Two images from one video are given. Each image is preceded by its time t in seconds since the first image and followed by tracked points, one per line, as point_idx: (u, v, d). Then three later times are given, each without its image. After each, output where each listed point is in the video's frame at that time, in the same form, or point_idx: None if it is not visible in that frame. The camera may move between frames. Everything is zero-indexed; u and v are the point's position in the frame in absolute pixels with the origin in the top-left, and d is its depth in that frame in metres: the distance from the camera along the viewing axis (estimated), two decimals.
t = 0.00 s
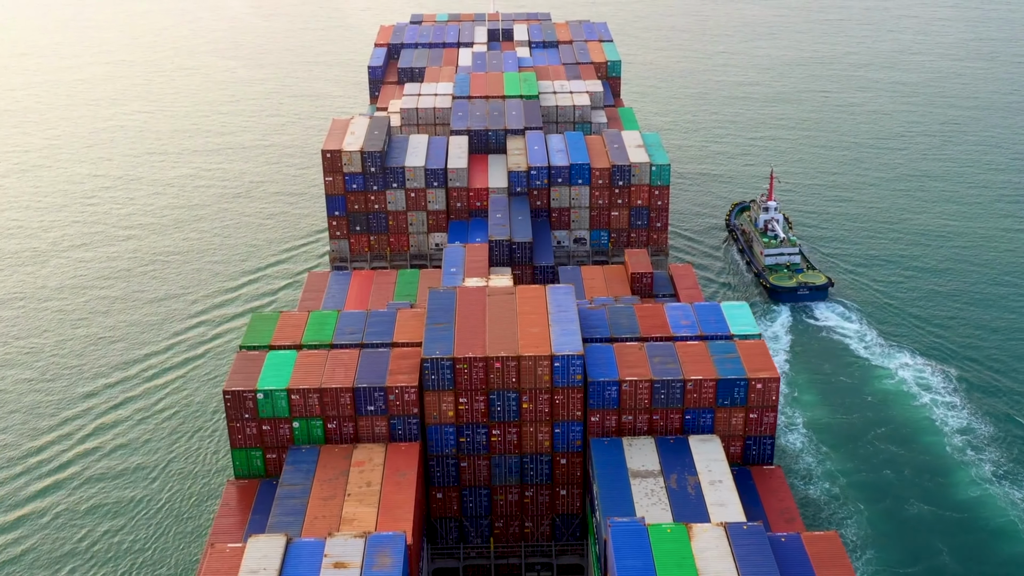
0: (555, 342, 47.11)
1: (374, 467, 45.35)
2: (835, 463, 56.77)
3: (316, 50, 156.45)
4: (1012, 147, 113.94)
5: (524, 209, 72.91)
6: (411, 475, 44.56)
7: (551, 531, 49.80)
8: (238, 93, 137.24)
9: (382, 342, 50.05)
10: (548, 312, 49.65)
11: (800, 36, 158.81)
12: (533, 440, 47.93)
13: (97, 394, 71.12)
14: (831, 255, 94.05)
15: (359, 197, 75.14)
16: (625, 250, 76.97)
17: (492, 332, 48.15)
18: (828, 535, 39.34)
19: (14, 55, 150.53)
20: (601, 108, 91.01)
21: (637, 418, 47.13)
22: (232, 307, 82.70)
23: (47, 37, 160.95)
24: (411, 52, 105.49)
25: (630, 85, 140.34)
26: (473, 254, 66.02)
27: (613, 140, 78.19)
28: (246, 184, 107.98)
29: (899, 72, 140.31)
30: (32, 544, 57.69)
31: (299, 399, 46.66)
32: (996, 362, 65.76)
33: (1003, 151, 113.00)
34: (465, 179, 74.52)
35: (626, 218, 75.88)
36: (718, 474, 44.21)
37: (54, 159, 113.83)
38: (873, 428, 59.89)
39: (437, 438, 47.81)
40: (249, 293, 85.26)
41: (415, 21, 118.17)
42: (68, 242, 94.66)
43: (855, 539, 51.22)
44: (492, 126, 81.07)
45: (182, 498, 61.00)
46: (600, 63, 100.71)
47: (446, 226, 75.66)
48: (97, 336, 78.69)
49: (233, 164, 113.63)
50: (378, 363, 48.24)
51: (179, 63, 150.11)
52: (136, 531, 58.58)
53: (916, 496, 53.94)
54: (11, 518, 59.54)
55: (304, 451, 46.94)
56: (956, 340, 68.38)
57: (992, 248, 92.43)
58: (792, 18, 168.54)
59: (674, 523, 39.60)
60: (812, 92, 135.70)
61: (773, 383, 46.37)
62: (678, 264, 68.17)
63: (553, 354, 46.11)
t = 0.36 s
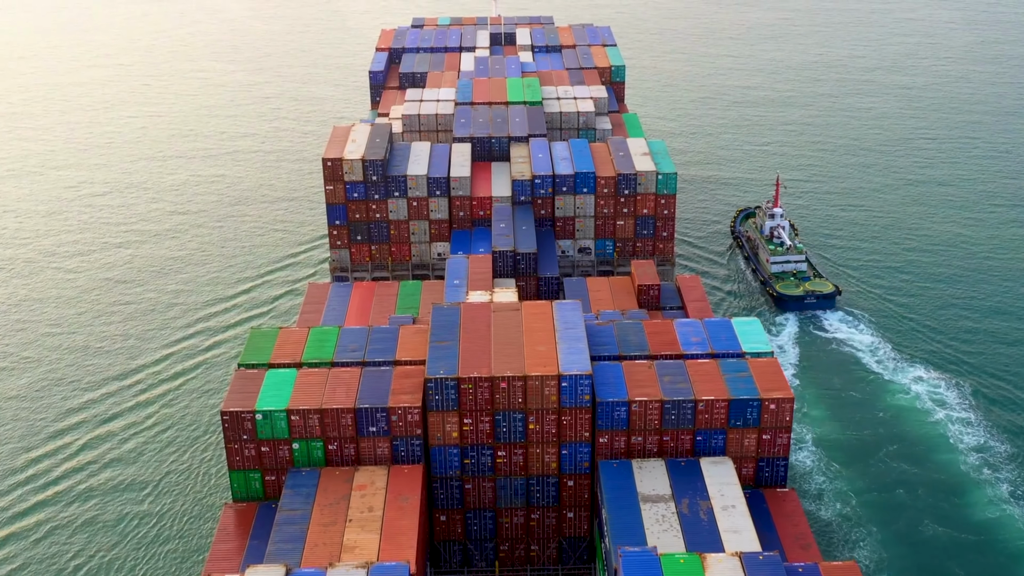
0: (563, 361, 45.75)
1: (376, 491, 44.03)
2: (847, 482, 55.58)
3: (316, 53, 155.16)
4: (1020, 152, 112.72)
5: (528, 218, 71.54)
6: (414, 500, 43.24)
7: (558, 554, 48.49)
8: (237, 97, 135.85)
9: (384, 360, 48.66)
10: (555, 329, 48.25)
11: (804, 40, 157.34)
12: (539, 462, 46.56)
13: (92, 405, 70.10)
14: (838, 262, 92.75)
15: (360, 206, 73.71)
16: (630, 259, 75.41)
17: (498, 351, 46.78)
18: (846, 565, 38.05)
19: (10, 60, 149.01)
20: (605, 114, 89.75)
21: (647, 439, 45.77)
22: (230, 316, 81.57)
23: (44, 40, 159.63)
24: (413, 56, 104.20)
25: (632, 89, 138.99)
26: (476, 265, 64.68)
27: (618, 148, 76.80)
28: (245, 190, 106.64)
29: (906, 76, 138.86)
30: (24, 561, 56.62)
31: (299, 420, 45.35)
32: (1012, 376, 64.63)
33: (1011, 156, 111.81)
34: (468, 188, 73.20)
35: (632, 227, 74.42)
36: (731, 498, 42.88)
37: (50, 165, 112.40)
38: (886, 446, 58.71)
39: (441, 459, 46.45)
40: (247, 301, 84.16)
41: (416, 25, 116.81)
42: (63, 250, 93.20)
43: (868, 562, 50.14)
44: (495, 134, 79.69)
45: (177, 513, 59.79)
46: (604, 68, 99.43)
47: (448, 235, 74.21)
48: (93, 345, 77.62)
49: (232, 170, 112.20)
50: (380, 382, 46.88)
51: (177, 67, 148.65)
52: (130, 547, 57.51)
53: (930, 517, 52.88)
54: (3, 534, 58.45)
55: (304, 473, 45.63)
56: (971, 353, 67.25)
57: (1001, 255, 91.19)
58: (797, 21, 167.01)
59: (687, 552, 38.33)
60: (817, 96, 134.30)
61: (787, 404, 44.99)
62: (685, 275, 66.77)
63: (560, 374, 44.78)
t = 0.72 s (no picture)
0: (572, 384, 44.18)
1: (379, 520, 42.52)
2: (861, 506, 54.43)
3: (316, 57, 153.58)
4: None
5: (533, 230, 69.99)
6: (419, 529, 41.76)
7: None
8: (236, 102, 134.27)
9: (388, 382, 47.06)
10: (565, 350, 46.69)
11: (810, 43, 155.79)
12: (548, 487, 45.09)
13: (87, 418, 68.84)
14: (847, 271, 91.32)
15: (362, 217, 72.09)
16: (637, 271, 73.79)
17: (505, 373, 45.24)
18: None
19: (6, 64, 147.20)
20: (611, 121, 88.26)
21: (659, 465, 44.28)
22: (228, 325, 80.31)
23: (41, 43, 158.12)
24: (415, 62, 102.77)
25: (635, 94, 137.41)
26: (481, 279, 63.16)
27: (625, 157, 75.31)
28: (244, 197, 105.06)
29: (913, 81, 137.29)
30: None
31: (300, 446, 43.82)
32: None
33: (1020, 162, 110.44)
34: (472, 199, 71.67)
35: (639, 238, 72.78)
36: (748, 528, 41.42)
37: (46, 172, 110.72)
38: (901, 467, 57.59)
39: (446, 485, 45.04)
40: (246, 310, 82.84)
41: (418, 30, 115.42)
42: (59, 259, 91.54)
43: None
44: (499, 142, 78.20)
45: (174, 532, 58.52)
46: (609, 74, 97.98)
47: (452, 247, 72.62)
48: (90, 356, 76.37)
49: (231, 176, 110.60)
50: (384, 405, 45.31)
51: (175, 71, 146.98)
52: (124, 567, 56.26)
53: (948, 542, 51.87)
54: None
55: (305, 500, 44.13)
56: (989, 369, 66.14)
57: (1013, 264, 89.86)
58: (802, 25, 165.36)
59: None
60: (823, 101, 132.90)
61: (805, 429, 43.50)
62: (694, 289, 65.22)
63: (570, 398, 43.26)
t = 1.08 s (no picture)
0: (583, 409, 42.67)
1: (383, 550, 41.07)
2: (876, 529, 53.02)
3: (315, 61, 152.15)
4: None
5: (539, 242, 68.59)
6: (425, 560, 40.32)
7: None
8: (235, 107, 132.83)
9: (392, 405, 45.56)
10: (574, 372, 45.19)
11: (814, 47, 154.35)
12: (557, 515, 43.63)
13: (81, 432, 67.48)
14: (856, 280, 89.87)
15: (363, 228, 70.61)
16: (644, 283, 72.32)
17: (514, 396, 43.77)
18: None
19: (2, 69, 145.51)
20: (617, 129, 86.93)
21: (672, 492, 42.83)
22: (226, 335, 78.94)
23: (38, 48, 156.64)
24: (417, 68, 101.42)
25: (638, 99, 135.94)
26: (486, 293, 61.73)
27: (633, 167, 73.89)
28: (243, 204, 103.60)
29: (919, 85, 135.93)
30: None
31: (301, 472, 42.34)
32: None
33: None
34: (476, 210, 70.19)
35: (646, 250, 71.29)
36: (765, 558, 40.04)
37: (41, 179, 109.09)
38: (917, 489, 56.19)
39: (452, 512, 43.59)
40: (246, 319, 81.49)
41: (420, 35, 114.05)
42: (54, 269, 89.94)
43: None
44: (504, 152, 76.84)
45: (170, 550, 57.20)
46: (614, 80, 96.79)
47: (455, 259, 71.18)
48: (84, 367, 75.04)
49: (230, 183, 109.17)
50: (388, 430, 43.82)
51: (173, 76, 145.42)
52: None
53: (967, 569, 50.56)
54: None
55: (306, 529, 42.69)
56: (1006, 385, 64.76)
57: None
58: (807, 29, 163.94)
59: None
60: (829, 106, 131.54)
61: (824, 455, 42.04)
62: (704, 303, 63.74)
63: (580, 424, 41.76)
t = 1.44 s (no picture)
0: (594, 436, 41.15)
1: None
2: (891, 553, 51.55)
3: (315, 65, 150.72)
4: None
5: (545, 256, 67.21)
6: None
7: None
8: (234, 113, 131.32)
9: (396, 431, 44.09)
10: (585, 396, 43.73)
11: (818, 52, 153.01)
12: (566, 543, 42.16)
13: (76, 447, 66.01)
14: (866, 290, 88.46)
15: (365, 241, 69.19)
16: (652, 297, 70.87)
17: (523, 422, 42.30)
18: None
19: None
20: (623, 137, 85.61)
21: (686, 521, 41.36)
22: (225, 346, 77.56)
23: (35, 52, 155.10)
24: (419, 75, 100.00)
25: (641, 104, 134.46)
26: (490, 309, 60.37)
27: (641, 178, 72.50)
28: (242, 212, 102.16)
29: (927, 90, 134.57)
30: None
31: (302, 501, 40.85)
32: None
33: None
34: (481, 222, 68.83)
35: (655, 262, 69.91)
36: None
37: (36, 186, 107.49)
38: (934, 510, 54.76)
39: (458, 541, 42.12)
40: (244, 330, 80.12)
41: (422, 40, 112.65)
42: (50, 279, 88.35)
43: None
44: (509, 162, 75.45)
45: (165, 570, 55.82)
46: (620, 88, 95.55)
47: (459, 272, 69.78)
48: (80, 379, 73.60)
49: (230, 190, 107.67)
50: (391, 457, 42.33)
51: (171, 80, 143.85)
52: None
53: None
54: None
55: (308, 559, 41.22)
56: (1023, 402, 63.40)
57: None
58: (812, 33, 162.51)
59: None
60: (836, 111, 130.16)
61: (844, 483, 40.54)
62: (715, 318, 62.26)
63: (592, 451, 40.26)
